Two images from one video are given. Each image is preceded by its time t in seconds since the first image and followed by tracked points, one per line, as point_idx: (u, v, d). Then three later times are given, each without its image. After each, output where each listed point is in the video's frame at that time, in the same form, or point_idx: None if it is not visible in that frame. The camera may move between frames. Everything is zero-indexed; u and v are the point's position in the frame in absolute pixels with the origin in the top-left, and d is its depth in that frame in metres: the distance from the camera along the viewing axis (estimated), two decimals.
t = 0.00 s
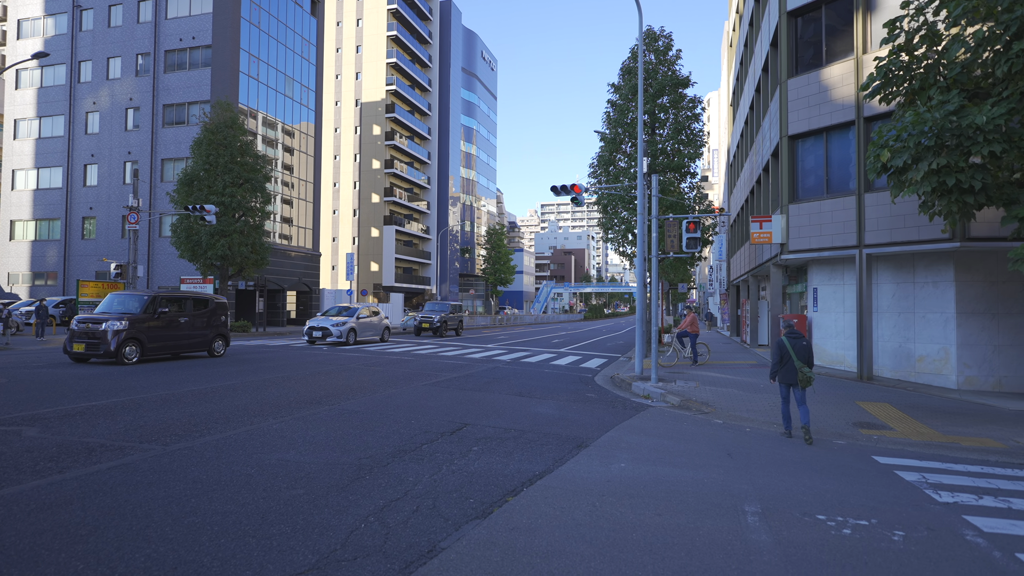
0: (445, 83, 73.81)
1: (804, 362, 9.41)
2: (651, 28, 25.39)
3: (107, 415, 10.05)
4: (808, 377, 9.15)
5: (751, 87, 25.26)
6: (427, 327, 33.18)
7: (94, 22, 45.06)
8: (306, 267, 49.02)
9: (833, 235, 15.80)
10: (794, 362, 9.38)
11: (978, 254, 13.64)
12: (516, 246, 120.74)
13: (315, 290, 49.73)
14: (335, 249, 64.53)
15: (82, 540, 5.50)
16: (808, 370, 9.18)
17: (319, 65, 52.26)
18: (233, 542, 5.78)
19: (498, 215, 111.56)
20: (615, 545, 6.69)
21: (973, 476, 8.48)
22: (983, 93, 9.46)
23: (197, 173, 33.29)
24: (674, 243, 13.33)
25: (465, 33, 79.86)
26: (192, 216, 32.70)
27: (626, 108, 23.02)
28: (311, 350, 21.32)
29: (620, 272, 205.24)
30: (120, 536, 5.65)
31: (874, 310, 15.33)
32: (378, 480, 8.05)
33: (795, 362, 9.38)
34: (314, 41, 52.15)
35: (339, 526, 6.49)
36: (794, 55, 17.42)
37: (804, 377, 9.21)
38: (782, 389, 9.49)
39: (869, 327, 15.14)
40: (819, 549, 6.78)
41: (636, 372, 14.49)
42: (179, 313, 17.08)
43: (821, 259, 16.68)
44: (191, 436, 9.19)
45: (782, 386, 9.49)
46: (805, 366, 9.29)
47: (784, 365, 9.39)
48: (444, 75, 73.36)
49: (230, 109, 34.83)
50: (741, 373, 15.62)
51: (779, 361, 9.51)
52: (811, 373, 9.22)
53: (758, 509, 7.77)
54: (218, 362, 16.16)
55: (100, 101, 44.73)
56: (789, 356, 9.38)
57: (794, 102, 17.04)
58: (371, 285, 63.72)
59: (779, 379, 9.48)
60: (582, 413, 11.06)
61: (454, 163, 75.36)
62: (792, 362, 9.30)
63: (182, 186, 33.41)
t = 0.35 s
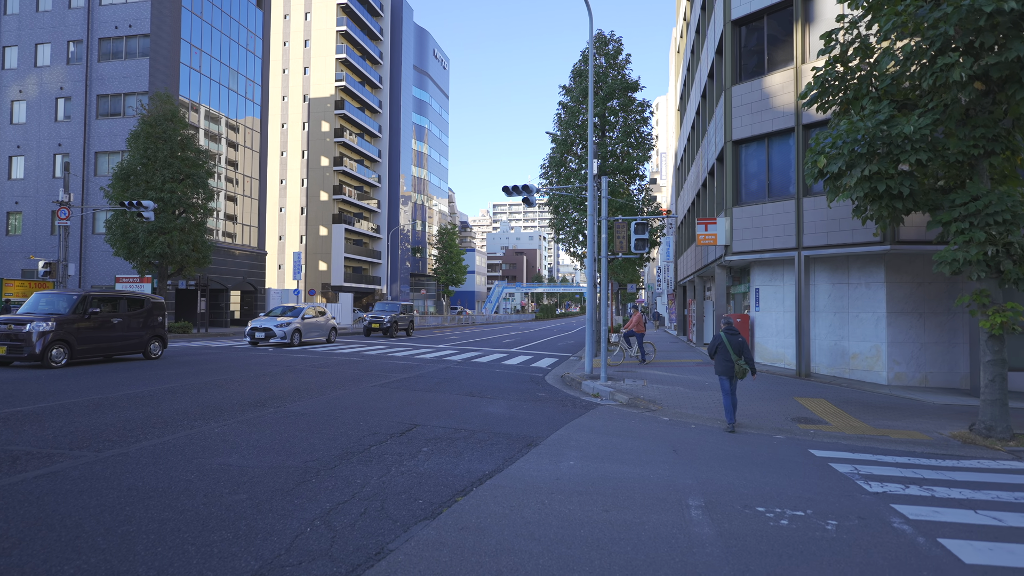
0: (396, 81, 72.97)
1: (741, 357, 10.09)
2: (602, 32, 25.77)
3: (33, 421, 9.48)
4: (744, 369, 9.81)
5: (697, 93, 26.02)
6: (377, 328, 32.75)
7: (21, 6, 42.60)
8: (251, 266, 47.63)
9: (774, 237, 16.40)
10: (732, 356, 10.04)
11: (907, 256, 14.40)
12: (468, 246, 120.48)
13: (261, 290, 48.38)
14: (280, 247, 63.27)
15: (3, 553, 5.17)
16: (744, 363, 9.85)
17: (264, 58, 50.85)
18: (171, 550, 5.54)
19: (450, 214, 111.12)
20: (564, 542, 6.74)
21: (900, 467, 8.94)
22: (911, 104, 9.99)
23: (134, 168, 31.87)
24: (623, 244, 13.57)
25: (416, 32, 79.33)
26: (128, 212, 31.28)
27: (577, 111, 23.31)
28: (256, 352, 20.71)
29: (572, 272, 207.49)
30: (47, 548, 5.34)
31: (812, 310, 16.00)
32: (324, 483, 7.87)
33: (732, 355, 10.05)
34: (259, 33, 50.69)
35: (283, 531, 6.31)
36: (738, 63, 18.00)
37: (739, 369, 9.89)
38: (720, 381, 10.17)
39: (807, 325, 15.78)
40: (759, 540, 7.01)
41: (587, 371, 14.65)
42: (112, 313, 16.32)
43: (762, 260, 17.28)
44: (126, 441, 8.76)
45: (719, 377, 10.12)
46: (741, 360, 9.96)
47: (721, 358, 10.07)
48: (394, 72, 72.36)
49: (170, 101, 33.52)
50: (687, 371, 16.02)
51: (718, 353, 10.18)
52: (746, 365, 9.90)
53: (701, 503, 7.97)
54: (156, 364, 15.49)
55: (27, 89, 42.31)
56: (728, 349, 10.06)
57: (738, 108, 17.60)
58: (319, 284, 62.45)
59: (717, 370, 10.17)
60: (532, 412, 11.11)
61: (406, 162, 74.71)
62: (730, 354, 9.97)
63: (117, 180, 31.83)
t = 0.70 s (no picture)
0: (345, 77, 71.68)
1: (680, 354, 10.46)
2: (552, 35, 26.01)
3: None
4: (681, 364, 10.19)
5: (645, 98, 26.59)
6: (323, 329, 32.08)
7: None
8: (191, 265, 45.87)
9: (717, 239, 16.91)
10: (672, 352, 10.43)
11: (840, 259, 15.10)
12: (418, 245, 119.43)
13: (201, 289, 46.66)
14: (222, 245, 61.24)
15: None
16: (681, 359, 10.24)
17: (206, 49, 49.09)
18: (99, 561, 5.28)
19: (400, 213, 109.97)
20: (510, 541, 6.76)
21: (832, 459, 9.37)
22: (844, 114, 10.46)
23: (63, 160, 30.30)
24: (571, 245, 13.74)
25: (365, 28, 78.14)
26: (56, 207, 29.70)
27: (527, 112, 23.47)
28: (194, 353, 19.96)
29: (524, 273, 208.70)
30: None
31: (753, 310, 16.57)
32: (266, 488, 7.65)
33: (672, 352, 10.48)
34: (201, 24, 48.91)
35: (222, 538, 6.10)
36: (683, 69, 18.48)
37: (679, 366, 10.29)
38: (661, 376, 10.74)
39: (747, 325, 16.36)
40: (700, 534, 7.21)
41: (536, 371, 14.74)
42: (35, 313, 15.47)
43: (706, 262, 17.80)
44: (52, 449, 8.29)
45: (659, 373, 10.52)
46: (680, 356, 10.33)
47: (662, 356, 10.49)
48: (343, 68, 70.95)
49: (104, 91, 31.96)
50: (633, 369, 16.33)
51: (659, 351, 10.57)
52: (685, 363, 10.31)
53: (645, 499, 8.14)
54: (84, 367, 14.73)
55: None
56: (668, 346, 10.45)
57: (683, 114, 18.06)
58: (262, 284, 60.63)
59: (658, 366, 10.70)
60: (481, 412, 11.12)
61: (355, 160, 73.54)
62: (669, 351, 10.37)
63: (45, 173, 30.27)
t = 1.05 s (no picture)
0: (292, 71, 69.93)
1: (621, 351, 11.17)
2: (503, 35, 26.10)
3: None
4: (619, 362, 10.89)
5: (594, 101, 26.99)
6: (267, 330, 31.16)
7: None
8: (126, 262, 43.83)
9: (664, 241, 17.30)
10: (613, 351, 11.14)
11: (780, 261, 15.69)
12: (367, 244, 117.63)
13: (137, 288, 44.63)
14: (161, 243, 58.71)
15: None
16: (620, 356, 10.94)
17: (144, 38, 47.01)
18: None
19: (350, 211, 108.17)
20: (457, 542, 6.74)
21: (770, 454, 9.73)
22: (782, 121, 10.85)
23: None
24: (521, 245, 13.83)
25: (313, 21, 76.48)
26: None
27: (478, 112, 23.47)
28: (128, 355, 19.10)
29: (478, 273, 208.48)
30: None
31: (698, 310, 17.02)
32: (204, 494, 7.39)
33: (613, 349, 11.18)
34: (139, 11, 46.79)
35: (155, 547, 5.86)
36: (632, 74, 18.83)
37: (619, 362, 10.98)
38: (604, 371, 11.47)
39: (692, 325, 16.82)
40: (643, 529, 7.36)
41: (486, 371, 14.75)
42: None
43: (653, 263, 18.19)
44: None
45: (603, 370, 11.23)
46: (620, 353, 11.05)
47: (603, 353, 11.18)
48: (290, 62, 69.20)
49: (30, 79, 30.21)
50: (581, 369, 16.52)
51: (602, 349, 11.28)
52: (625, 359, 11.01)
53: (591, 496, 8.26)
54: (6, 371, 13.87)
55: None
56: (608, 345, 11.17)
57: (632, 118, 18.40)
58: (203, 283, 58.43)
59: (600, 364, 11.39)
60: (430, 413, 11.07)
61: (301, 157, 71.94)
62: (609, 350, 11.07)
63: None
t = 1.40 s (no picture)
0: (244, 65, 68.15)
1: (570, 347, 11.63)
2: (461, 35, 26.05)
3: None
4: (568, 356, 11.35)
5: (552, 102, 27.18)
6: (213, 331, 30.19)
7: None
8: (65, 260, 41.85)
9: (619, 242, 17.54)
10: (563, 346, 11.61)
11: (730, 262, 16.12)
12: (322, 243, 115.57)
13: (77, 287, 42.64)
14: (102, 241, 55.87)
15: None
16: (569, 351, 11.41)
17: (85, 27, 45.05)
18: None
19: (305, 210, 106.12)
20: (409, 544, 6.67)
21: (719, 451, 9.99)
22: (733, 126, 11.14)
23: None
24: (478, 245, 13.81)
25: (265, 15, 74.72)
26: None
27: (435, 111, 23.37)
28: (65, 358, 18.26)
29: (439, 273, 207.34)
30: None
31: (652, 310, 17.32)
32: (145, 502, 7.12)
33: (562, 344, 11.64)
34: None
35: (89, 558, 5.61)
36: (588, 77, 19.03)
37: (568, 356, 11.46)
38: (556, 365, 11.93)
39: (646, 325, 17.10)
40: (595, 528, 7.43)
41: (442, 372, 14.68)
42: None
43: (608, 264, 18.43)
44: None
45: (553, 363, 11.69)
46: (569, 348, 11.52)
47: (553, 348, 11.66)
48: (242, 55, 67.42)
49: None
50: (537, 369, 16.61)
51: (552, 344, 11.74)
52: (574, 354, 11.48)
53: (544, 496, 8.30)
54: None
55: None
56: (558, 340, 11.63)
57: (588, 120, 18.60)
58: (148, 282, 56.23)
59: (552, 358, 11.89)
60: (384, 414, 10.97)
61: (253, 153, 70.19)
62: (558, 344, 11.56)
63: None
